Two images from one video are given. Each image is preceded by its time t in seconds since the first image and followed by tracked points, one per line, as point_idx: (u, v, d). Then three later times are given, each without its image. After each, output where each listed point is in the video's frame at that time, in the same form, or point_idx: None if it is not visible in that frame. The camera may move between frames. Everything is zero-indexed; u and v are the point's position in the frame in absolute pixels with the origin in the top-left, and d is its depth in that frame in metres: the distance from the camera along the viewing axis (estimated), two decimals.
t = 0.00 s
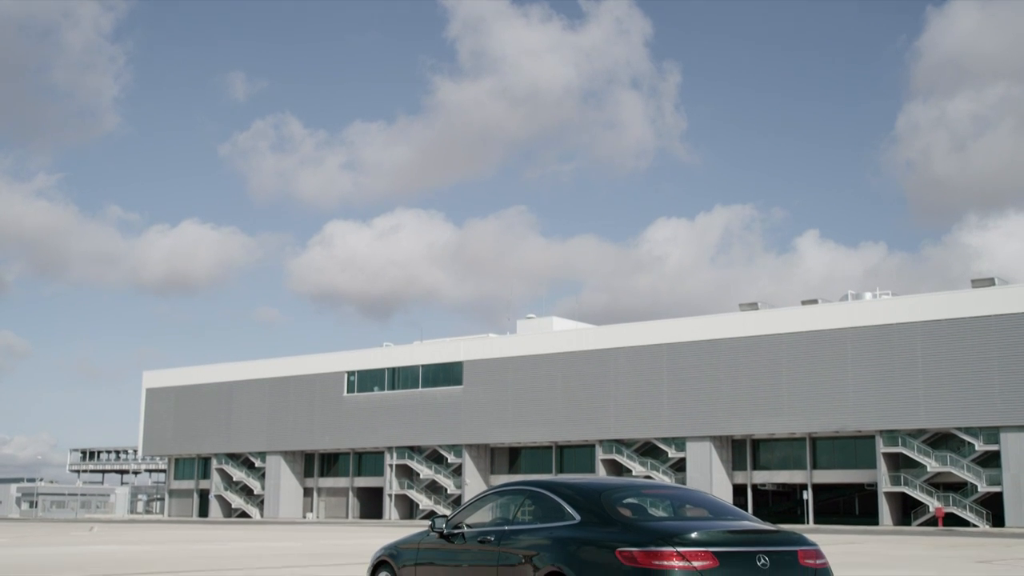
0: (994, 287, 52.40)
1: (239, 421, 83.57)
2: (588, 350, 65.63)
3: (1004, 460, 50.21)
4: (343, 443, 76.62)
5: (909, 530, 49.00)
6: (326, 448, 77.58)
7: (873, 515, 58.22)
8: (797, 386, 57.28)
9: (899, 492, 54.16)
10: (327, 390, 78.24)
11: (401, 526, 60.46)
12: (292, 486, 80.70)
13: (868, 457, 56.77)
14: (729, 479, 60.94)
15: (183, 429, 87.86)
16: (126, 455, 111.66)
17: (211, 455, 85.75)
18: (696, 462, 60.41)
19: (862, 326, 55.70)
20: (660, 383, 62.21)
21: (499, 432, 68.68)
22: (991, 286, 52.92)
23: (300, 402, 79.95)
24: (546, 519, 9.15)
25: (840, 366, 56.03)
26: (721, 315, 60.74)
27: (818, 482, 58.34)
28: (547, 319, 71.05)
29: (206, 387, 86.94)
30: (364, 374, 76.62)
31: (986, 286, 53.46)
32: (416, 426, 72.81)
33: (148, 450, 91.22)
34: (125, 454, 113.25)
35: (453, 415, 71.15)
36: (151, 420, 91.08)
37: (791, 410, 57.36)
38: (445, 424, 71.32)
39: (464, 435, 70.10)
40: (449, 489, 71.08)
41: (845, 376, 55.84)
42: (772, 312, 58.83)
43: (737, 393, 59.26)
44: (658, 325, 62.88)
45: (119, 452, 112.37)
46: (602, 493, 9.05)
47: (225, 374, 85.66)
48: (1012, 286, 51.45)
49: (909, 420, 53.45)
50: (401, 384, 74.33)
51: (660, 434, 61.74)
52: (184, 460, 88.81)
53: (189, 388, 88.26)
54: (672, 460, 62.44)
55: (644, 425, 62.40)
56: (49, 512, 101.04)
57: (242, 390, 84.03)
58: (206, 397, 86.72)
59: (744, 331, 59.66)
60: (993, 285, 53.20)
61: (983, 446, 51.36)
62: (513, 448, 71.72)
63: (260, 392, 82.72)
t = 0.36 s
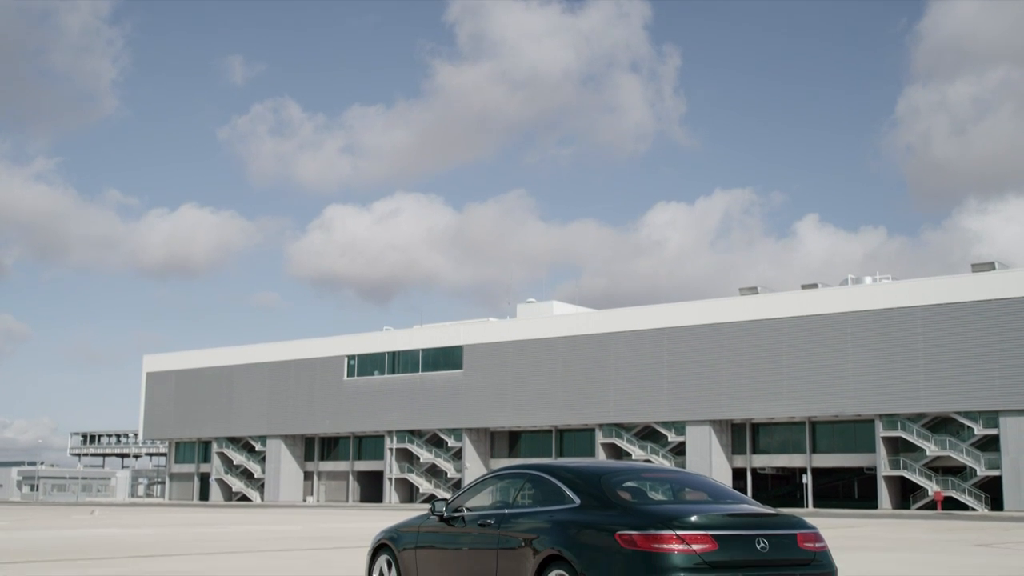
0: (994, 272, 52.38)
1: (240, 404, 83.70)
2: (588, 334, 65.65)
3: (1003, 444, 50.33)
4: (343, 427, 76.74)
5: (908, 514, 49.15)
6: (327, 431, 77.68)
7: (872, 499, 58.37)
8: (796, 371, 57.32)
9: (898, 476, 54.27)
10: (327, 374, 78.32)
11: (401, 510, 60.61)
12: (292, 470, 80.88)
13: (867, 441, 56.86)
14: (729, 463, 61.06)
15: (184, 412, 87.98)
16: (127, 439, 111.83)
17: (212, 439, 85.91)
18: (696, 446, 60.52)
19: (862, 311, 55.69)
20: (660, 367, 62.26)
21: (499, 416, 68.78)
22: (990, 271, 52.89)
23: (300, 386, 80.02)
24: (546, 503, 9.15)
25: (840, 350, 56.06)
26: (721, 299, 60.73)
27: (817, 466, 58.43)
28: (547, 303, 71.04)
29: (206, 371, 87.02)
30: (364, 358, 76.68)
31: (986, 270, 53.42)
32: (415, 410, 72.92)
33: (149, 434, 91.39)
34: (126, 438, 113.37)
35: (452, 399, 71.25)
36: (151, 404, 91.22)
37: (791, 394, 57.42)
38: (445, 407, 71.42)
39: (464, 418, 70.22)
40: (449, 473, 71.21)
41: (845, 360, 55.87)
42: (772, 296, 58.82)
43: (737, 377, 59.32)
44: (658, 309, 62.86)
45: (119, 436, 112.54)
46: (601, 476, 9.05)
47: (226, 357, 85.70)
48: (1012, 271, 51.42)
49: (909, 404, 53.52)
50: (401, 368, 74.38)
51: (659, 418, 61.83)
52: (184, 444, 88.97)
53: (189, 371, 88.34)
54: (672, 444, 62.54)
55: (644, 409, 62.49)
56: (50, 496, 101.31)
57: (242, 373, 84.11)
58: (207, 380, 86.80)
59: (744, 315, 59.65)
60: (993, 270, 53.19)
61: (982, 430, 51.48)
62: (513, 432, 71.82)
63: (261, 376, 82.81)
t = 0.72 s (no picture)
0: (994, 256, 52.35)
1: (240, 388, 83.80)
2: (588, 318, 65.67)
3: (1003, 428, 50.44)
4: (343, 410, 76.85)
5: (907, 497, 49.26)
6: (327, 415, 77.81)
7: (871, 483, 58.48)
8: (797, 355, 57.35)
9: (897, 460, 54.36)
10: (328, 357, 78.40)
11: (402, 493, 60.74)
12: (292, 453, 81.04)
13: (867, 425, 56.93)
14: (728, 446, 61.16)
15: (184, 396, 88.10)
16: (127, 423, 111.99)
17: (212, 423, 86.06)
18: (695, 430, 60.62)
19: (862, 295, 55.67)
20: (660, 351, 62.29)
21: (499, 400, 68.87)
22: (991, 255, 52.87)
23: (300, 369, 80.12)
24: (546, 486, 9.16)
25: (840, 334, 56.08)
26: (722, 284, 60.71)
27: (817, 450, 58.54)
28: (547, 288, 71.04)
29: (207, 355, 87.09)
30: (364, 342, 76.73)
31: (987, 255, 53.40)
32: (416, 393, 73.02)
33: (149, 418, 91.54)
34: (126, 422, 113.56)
35: (453, 382, 71.35)
36: (152, 388, 91.35)
37: (790, 378, 57.48)
38: (446, 391, 71.53)
39: (464, 402, 70.33)
40: (449, 457, 71.36)
41: (845, 345, 55.90)
42: (772, 281, 58.79)
43: (736, 361, 59.37)
44: (658, 293, 62.86)
45: (119, 420, 112.78)
46: (601, 460, 9.04)
47: (226, 341, 85.76)
48: (1012, 255, 51.39)
49: (908, 388, 53.58)
50: (401, 352, 74.44)
51: (659, 402, 61.90)
52: (185, 428, 89.12)
53: (189, 355, 88.42)
54: (672, 428, 62.64)
55: (644, 393, 62.57)
56: (50, 479, 101.52)
57: (242, 358, 84.18)
58: (207, 365, 86.88)
59: (745, 299, 59.65)
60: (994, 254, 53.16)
61: (981, 414, 51.57)
62: (513, 416, 71.93)
63: (261, 360, 82.91)
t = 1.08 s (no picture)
0: (994, 240, 52.31)
1: (240, 371, 83.88)
2: (588, 301, 65.68)
3: (1002, 411, 50.53)
4: (344, 393, 76.95)
5: (906, 480, 49.37)
6: (327, 398, 77.91)
7: (870, 466, 58.60)
8: (796, 338, 57.39)
9: (896, 443, 54.44)
10: (328, 341, 78.43)
11: (402, 476, 60.93)
12: (293, 436, 81.19)
13: (867, 408, 56.99)
14: (728, 430, 61.26)
15: (184, 379, 88.18)
16: (127, 405, 112.14)
17: (212, 406, 86.18)
18: (695, 413, 60.71)
19: (862, 279, 55.67)
20: (660, 335, 62.31)
21: (499, 383, 68.94)
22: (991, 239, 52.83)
23: (300, 353, 80.17)
24: (546, 468, 9.17)
25: (840, 318, 56.10)
26: (722, 267, 60.70)
27: (816, 433, 58.63)
28: (547, 271, 71.01)
29: (207, 338, 87.14)
30: (364, 326, 76.75)
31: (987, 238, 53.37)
32: (416, 376, 73.10)
33: (149, 401, 91.64)
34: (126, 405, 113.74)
35: (453, 366, 71.42)
36: (152, 371, 91.44)
37: (790, 361, 57.53)
38: (446, 374, 71.61)
39: (464, 386, 70.42)
40: (449, 440, 71.50)
41: (844, 328, 55.92)
42: (772, 265, 58.78)
43: (736, 344, 59.41)
44: (658, 277, 62.84)
45: (120, 403, 112.97)
46: (601, 442, 9.05)
47: (226, 324, 85.78)
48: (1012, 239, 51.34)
49: (908, 371, 53.63)
50: (401, 335, 74.48)
51: (659, 385, 61.97)
52: (185, 410, 89.25)
53: (189, 338, 88.47)
54: (671, 411, 62.74)
55: (644, 376, 62.64)
56: (51, 462, 101.70)
57: (242, 341, 84.23)
58: (207, 348, 86.93)
59: (744, 283, 59.64)
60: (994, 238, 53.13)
61: (980, 397, 51.64)
62: (513, 399, 72.02)
63: (261, 343, 82.96)
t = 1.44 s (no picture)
0: (994, 223, 52.26)
1: (241, 354, 83.95)
2: (588, 284, 65.68)
3: (1001, 393, 50.61)
4: (344, 376, 77.07)
5: (905, 463, 49.49)
6: (327, 381, 78.03)
7: (870, 449, 58.71)
8: (796, 321, 57.41)
9: (896, 426, 54.53)
10: (328, 324, 78.49)
11: (403, 458, 61.07)
12: (293, 419, 81.33)
13: (866, 391, 57.06)
14: (728, 412, 61.35)
15: (184, 362, 88.28)
16: (127, 388, 112.30)
17: (213, 389, 86.29)
18: (695, 396, 60.80)
19: (862, 262, 55.64)
20: (660, 318, 62.34)
21: (499, 366, 69.04)
22: (991, 222, 52.79)
23: (301, 335, 80.24)
24: (546, 451, 9.17)
25: (840, 301, 56.09)
26: (722, 250, 60.66)
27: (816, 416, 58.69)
28: (547, 254, 70.97)
29: (207, 321, 87.19)
30: (364, 309, 76.78)
31: (987, 221, 53.32)
32: (416, 360, 73.19)
33: (150, 383, 91.75)
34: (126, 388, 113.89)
35: (453, 349, 71.50)
36: (152, 354, 91.51)
37: (790, 344, 57.57)
38: (446, 358, 71.69)
39: (465, 369, 70.52)
40: (449, 423, 71.60)
41: (845, 311, 55.93)
42: (772, 248, 58.75)
43: (736, 327, 59.44)
44: (658, 260, 62.84)
45: (120, 385, 113.16)
46: (601, 425, 9.05)
47: (226, 307, 85.83)
48: (1012, 221, 51.29)
49: (907, 354, 53.67)
50: (401, 318, 74.51)
51: (659, 368, 62.04)
52: (185, 393, 89.38)
53: (189, 322, 88.54)
54: (671, 394, 62.82)
55: (644, 359, 62.70)
56: (52, 445, 101.85)
57: (242, 324, 84.30)
58: (207, 331, 86.98)
59: (745, 266, 59.60)
60: (994, 220, 53.09)
61: (980, 379, 51.71)
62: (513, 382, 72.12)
63: (261, 325, 83.03)
